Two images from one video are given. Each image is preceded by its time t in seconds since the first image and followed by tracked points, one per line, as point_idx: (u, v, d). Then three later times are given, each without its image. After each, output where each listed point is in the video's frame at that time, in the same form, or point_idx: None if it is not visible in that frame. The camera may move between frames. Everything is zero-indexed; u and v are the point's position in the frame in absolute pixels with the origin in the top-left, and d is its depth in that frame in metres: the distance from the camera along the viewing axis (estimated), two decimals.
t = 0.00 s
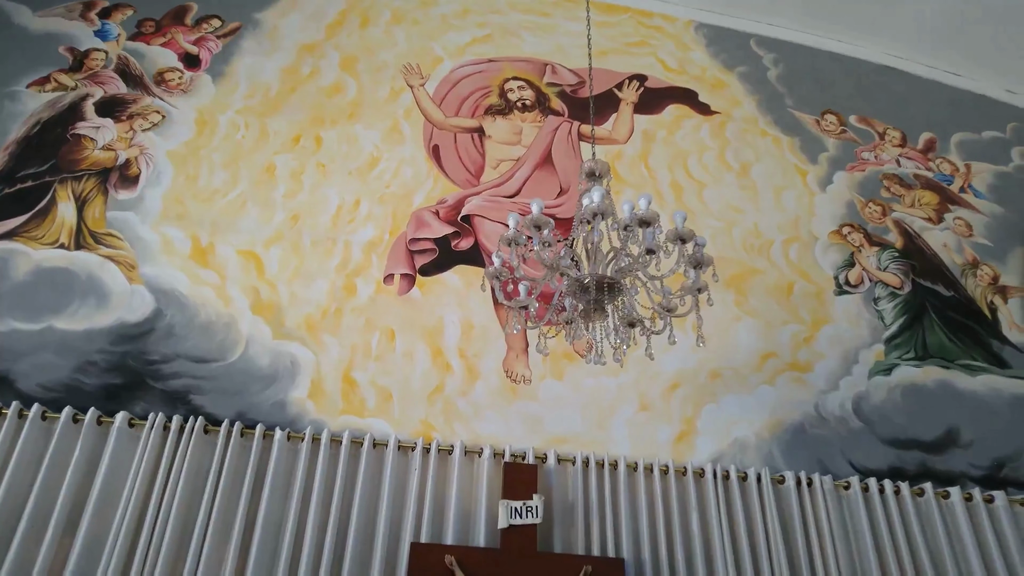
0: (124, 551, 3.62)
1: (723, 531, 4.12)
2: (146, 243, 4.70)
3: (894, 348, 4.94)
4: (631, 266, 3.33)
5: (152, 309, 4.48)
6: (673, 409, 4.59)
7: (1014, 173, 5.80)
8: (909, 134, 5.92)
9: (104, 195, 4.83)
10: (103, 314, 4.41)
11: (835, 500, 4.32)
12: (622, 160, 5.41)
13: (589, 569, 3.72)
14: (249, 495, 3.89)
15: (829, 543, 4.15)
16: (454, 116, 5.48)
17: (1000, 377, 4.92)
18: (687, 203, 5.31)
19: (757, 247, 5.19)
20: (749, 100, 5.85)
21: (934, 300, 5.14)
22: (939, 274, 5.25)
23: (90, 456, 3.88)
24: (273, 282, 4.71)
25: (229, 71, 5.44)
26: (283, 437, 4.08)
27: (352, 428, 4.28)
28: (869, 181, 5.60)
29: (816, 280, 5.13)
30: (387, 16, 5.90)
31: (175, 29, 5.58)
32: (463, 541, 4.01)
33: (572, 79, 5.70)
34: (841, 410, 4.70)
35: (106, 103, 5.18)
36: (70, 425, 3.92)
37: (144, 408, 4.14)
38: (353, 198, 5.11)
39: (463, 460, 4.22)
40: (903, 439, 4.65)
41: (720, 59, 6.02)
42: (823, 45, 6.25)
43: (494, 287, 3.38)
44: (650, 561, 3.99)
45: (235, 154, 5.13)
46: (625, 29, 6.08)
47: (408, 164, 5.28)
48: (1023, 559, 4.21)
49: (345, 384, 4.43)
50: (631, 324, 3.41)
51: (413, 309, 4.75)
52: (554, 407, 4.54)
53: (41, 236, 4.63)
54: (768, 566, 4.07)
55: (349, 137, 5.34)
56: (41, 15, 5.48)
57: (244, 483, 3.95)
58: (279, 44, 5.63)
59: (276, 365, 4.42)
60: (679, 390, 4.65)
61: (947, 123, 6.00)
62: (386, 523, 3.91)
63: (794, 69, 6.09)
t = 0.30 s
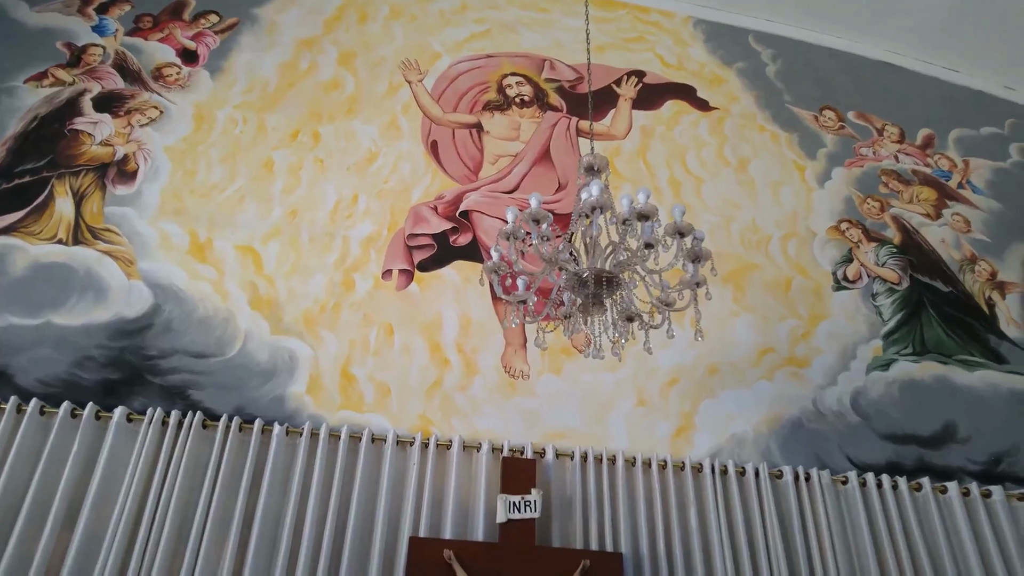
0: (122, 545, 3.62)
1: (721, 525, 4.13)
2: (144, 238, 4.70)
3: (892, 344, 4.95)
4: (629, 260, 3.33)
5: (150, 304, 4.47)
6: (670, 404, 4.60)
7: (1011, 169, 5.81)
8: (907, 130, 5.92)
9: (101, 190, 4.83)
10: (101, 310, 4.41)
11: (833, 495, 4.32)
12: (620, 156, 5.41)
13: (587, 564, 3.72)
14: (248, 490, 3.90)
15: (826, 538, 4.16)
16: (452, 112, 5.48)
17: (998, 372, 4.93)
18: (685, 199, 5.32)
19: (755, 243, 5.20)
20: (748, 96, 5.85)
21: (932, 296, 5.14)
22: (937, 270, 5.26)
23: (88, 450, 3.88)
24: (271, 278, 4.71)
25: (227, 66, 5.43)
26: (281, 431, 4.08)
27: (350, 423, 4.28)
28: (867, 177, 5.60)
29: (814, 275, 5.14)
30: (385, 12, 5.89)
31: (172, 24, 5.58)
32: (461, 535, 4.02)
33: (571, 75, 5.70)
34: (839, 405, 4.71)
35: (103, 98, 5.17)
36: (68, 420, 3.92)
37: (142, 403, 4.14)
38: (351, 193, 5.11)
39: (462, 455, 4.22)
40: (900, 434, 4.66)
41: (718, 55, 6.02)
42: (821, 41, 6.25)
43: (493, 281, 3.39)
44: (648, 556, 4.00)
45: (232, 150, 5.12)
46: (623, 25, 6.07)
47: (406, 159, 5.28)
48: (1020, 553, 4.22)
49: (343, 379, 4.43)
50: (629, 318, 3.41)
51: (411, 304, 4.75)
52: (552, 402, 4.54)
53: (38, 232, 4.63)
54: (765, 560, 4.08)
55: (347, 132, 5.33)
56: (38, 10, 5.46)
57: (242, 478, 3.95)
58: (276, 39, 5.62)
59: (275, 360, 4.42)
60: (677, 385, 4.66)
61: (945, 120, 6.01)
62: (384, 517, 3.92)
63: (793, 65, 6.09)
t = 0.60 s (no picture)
0: (122, 534, 3.63)
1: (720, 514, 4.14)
2: (142, 228, 4.69)
3: (890, 335, 4.96)
4: (629, 250, 3.33)
5: (149, 294, 4.47)
6: (669, 394, 4.61)
7: (1011, 161, 5.81)
8: (907, 121, 5.91)
9: (100, 180, 4.82)
10: (99, 299, 4.41)
11: (831, 485, 4.34)
12: (619, 147, 5.41)
13: (586, 552, 3.75)
14: (247, 479, 3.91)
15: (824, 528, 4.18)
16: (451, 102, 5.47)
17: (996, 363, 4.93)
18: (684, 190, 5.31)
19: (754, 234, 5.20)
20: (747, 87, 5.84)
21: (931, 287, 5.15)
22: (936, 261, 5.26)
23: (88, 439, 3.88)
24: (270, 268, 4.70)
25: (225, 56, 5.41)
26: (281, 421, 4.09)
27: (349, 413, 4.29)
28: (867, 169, 5.60)
29: (812, 266, 5.14)
30: (383, 2, 5.87)
31: (170, 13, 5.55)
32: (460, 524, 4.03)
33: (570, 65, 5.68)
34: (837, 395, 4.72)
35: (101, 87, 5.15)
36: (68, 409, 3.92)
37: (141, 392, 4.14)
38: (350, 183, 5.11)
39: (461, 445, 4.23)
40: (899, 424, 4.67)
41: (718, 46, 6.00)
42: (821, 32, 6.23)
43: (492, 270, 3.39)
44: (646, 545, 4.02)
45: (231, 140, 5.11)
46: (623, 15, 6.05)
47: (405, 150, 5.27)
48: (1017, 543, 4.24)
49: (342, 369, 4.44)
50: (628, 308, 3.38)
51: (409, 295, 4.75)
52: (550, 392, 4.55)
53: (37, 221, 4.62)
54: (763, 549, 4.09)
55: (345, 123, 5.32)
56: None
57: (241, 467, 3.96)
58: (275, 29, 5.60)
59: (274, 350, 4.43)
60: (675, 375, 4.66)
61: (945, 111, 6.00)
62: (383, 507, 3.93)
63: (792, 56, 6.07)
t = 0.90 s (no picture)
0: (123, 518, 3.65)
1: (718, 499, 4.16)
2: (141, 214, 4.68)
3: (889, 321, 4.96)
4: (628, 234, 3.32)
5: (148, 280, 4.47)
6: (668, 379, 4.61)
7: (1011, 146, 5.79)
8: (907, 106, 5.89)
9: (98, 166, 4.80)
10: (98, 285, 4.40)
11: (830, 470, 4.35)
12: (619, 132, 5.40)
13: (585, 536, 3.77)
14: (247, 464, 3.92)
15: (822, 512, 4.19)
16: (450, 88, 5.44)
17: (994, 349, 4.94)
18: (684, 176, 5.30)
19: (754, 220, 5.19)
20: (747, 72, 5.81)
21: (930, 273, 5.15)
22: (935, 246, 5.26)
23: (88, 424, 3.89)
24: (268, 254, 4.70)
25: (222, 41, 5.38)
26: (280, 406, 4.10)
27: (349, 398, 4.29)
28: (867, 154, 5.59)
29: (812, 252, 5.14)
30: None
31: None
32: (459, 508, 4.04)
33: (569, 50, 5.66)
34: (835, 381, 4.73)
35: (98, 73, 5.13)
36: (67, 395, 3.93)
37: (141, 378, 4.14)
38: (348, 169, 5.09)
39: (460, 431, 4.24)
40: (897, 409, 4.68)
41: (718, 31, 5.97)
42: (821, 17, 6.20)
43: (491, 255, 3.38)
44: (645, 529, 4.04)
45: (229, 125, 5.10)
46: None
47: (404, 136, 5.26)
48: (1013, 526, 4.26)
49: (341, 354, 4.44)
50: (627, 292, 3.38)
51: (408, 281, 4.75)
52: (549, 377, 4.55)
53: (35, 207, 4.61)
54: (762, 533, 4.11)
55: (343, 108, 5.30)
56: None
57: (241, 452, 3.96)
58: (272, 14, 5.56)
59: (273, 336, 4.43)
60: (674, 361, 4.67)
61: (946, 96, 5.97)
62: (383, 491, 3.94)
63: (793, 41, 6.04)
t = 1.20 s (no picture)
0: (124, 500, 3.66)
1: (716, 480, 4.19)
2: (139, 196, 4.67)
3: (889, 303, 4.97)
4: (628, 216, 3.31)
5: (147, 263, 4.46)
6: (667, 362, 4.62)
7: (1012, 128, 5.77)
8: (909, 88, 5.85)
9: (96, 147, 4.78)
10: (97, 267, 4.40)
11: (828, 452, 4.37)
12: (619, 114, 5.37)
13: (583, 517, 3.79)
14: (248, 446, 3.93)
15: (820, 493, 4.22)
16: (449, 69, 5.41)
17: (993, 331, 4.95)
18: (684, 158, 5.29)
19: (754, 202, 5.18)
20: (748, 53, 5.77)
21: (930, 255, 5.14)
22: (935, 229, 5.25)
23: (88, 406, 3.90)
24: (267, 236, 4.69)
25: (219, 22, 5.34)
26: (280, 388, 4.10)
27: (349, 380, 4.30)
28: (868, 137, 5.56)
29: (812, 235, 5.13)
30: None
31: None
32: (459, 488, 4.06)
33: (569, 31, 5.61)
34: (834, 363, 4.73)
35: (95, 54, 5.09)
36: (67, 376, 3.93)
37: (140, 360, 4.15)
38: (347, 151, 5.08)
39: (459, 413, 4.25)
40: (896, 392, 4.70)
41: (719, 12, 5.91)
42: None
43: (490, 237, 3.38)
44: (643, 510, 4.06)
45: (227, 107, 5.07)
46: None
47: (402, 117, 5.23)
48: (1010, 508, 4.29)
49: (341, 337, 4.44)
50: (626, 274, 3.43)
51: (408, 263, 4.74)
52: (548, 359, 4.56)
53: (33, 189, 4.59)
54: (760, 515, 4.13)
55: (342, 90, 5.27)
56: None
57: (241, 434, 3.97)
58: None
59: (272, 318, 4.43)
60: (673, 343, 4.67)
61: (948, 78, 5.93)
62: (383, 473, 3.96)
63: (794, 22, 5.99)
